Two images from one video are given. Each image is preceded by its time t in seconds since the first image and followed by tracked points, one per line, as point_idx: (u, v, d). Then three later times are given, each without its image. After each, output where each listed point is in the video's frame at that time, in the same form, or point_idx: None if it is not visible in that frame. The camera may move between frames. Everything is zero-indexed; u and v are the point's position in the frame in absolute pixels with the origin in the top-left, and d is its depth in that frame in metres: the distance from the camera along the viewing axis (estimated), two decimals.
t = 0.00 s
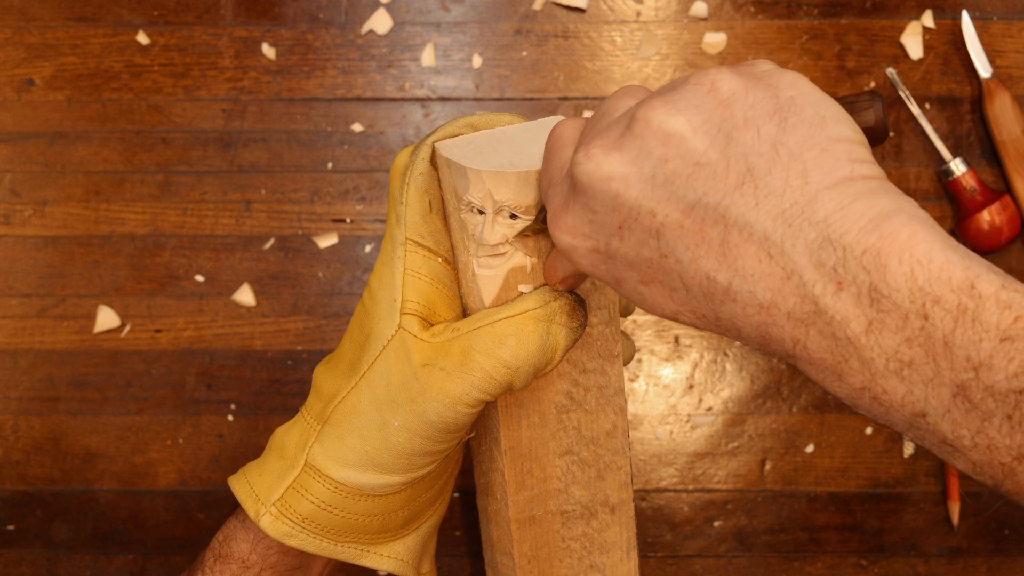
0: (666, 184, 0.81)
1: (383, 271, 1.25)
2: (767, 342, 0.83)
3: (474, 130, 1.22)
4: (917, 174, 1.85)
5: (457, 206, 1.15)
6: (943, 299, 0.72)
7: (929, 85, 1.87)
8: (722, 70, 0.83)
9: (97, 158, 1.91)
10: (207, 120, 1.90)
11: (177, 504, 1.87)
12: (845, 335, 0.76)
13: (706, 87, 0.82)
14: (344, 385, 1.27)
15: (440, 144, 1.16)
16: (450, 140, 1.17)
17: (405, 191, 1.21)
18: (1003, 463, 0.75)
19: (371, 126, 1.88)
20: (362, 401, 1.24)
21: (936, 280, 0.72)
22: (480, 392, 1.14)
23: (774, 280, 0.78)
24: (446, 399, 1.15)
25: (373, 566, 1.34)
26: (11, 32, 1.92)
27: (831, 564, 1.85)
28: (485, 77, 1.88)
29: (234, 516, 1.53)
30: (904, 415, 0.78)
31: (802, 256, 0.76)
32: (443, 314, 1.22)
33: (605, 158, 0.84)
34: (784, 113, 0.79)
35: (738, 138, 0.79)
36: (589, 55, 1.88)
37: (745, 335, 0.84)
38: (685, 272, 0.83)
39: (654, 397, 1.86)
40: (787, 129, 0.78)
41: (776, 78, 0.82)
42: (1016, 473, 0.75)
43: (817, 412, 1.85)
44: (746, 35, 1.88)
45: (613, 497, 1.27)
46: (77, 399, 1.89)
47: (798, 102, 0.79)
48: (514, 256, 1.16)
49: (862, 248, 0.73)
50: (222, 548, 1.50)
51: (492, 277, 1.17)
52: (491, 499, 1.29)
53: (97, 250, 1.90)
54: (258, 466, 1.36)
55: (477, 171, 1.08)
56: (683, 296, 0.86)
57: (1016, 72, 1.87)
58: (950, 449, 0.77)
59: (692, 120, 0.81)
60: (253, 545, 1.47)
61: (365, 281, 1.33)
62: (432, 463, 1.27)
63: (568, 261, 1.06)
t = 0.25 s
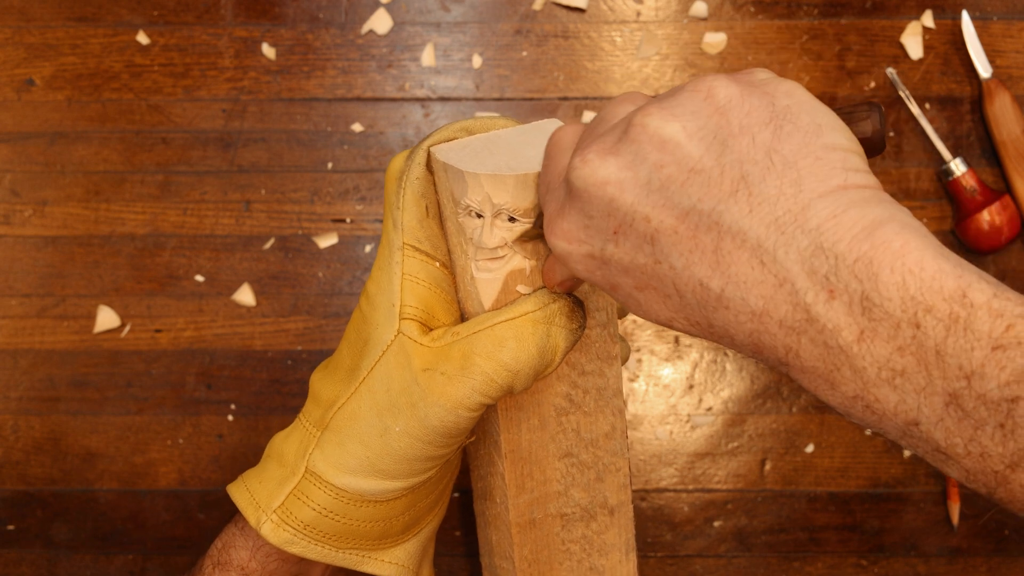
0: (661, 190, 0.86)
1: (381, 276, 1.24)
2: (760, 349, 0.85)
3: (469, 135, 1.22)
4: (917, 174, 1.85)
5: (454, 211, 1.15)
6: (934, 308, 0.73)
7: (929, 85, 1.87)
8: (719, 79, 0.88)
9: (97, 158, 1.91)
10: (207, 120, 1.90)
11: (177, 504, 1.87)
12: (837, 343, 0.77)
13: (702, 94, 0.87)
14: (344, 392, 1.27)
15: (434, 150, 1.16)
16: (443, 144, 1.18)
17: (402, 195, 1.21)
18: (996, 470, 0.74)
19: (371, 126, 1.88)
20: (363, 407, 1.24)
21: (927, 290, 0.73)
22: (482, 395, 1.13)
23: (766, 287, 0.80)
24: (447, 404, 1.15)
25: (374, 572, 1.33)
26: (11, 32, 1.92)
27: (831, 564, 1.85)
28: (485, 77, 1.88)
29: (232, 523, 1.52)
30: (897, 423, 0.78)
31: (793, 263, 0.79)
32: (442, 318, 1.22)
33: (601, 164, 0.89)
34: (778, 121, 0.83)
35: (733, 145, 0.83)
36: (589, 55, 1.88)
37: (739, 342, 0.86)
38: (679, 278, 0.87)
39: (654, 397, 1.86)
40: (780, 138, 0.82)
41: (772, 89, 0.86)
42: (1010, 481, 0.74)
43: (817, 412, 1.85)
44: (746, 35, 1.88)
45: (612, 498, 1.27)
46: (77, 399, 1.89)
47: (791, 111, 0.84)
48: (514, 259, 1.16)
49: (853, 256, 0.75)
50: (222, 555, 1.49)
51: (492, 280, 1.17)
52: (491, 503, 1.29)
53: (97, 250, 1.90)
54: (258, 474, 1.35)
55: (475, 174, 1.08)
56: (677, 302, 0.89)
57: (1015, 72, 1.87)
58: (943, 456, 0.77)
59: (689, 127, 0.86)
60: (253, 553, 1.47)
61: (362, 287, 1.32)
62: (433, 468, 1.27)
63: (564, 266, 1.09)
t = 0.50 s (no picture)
0: (665, 200, 0.84)
1: (384, 280, 1.24)
2: (765, 360, 0.83)
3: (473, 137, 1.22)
4: (917, 174, 1.85)
5: (459, 214, 1.16)
6: (941, 322, 0.72)
7: (929, 85, 1.87)
8: (724, 86, 0.86)
9: (97, 158, 1.91)
10: (207, 120, 1.90)
11: (177, 504, 1.87)
12: (844, 357, 0.77)
13: (707, 102, 0.85)
14: (349, 396, 1.26)
15: (439, 152, 1.17)
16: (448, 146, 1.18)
17: (406, 199, 1.21)
18: (1003, 484, 0.74)
19: (371, 127, 1.88)
20: (367, 412, 1.23)
21: (935, 303, 0.72)
22: (488, 400, 1.13)
23: (772, 300, 0.79)
24: (453, 408, 1.14)
25: None
26: (11, 32, 1.92)
27: (831, 564, 1.85)
28: (485, 77, 1.88)
29: (234, 528, 1.52)
30: (904, 436, 0.78)
31: (801, 277, 0.77)
32: (447, 322, 1.23)
33: (605, 173, 0.87)
34: (786, 131, 0.81)
35: (739, 155, 0.81)
36: (589, 55, 1.88)
37: (744, 353, 0.85)
38: (684, 289, 0.85)
39: (654, 397, 1.86)
40: (787, 148, 0.80)
41: (778, 96, 0.84)
42: (1017, 494, 0.74)
43: (817, 412, 1.85)
44: (746, 35, 1.88)
45: (616, 500, 1.28)
46: (77, 399, 1.89)
47: (798, 121, 0.82)
48: (520, 262, 1.16)
49: (860, 269, 0.74)
50: (225, 560, 1.49)
51: (497, 283, 1.16)
52: (495, 505, 1.30)
53: (97, 250, 1.90)
54: (262, 479, 1.34)
55: (481, 177, 1.09)
56: (682, 313, 0.88)
57: (1016, 72, 1.87)
58: (950, 470, 0.77)
59: (694, 136, 0.84)
60: (256, 557, 1.47)
61: (366, 290, 1.31)
62: (439, 472, 1.26)
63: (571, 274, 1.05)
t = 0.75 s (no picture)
0: (677, 216, 0.85)
1: (389, 283, 1.22)
2: (774, 375, 0.85)
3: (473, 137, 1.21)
4: (917, 174, 1.85)
5: (464, 214, 1.16)
6: (950, 342, 0.73)
7: (929, 85, 1.87)
8: (737, 101, 0.86)
9: (97, 158, 1.91)
10: (207, 120, 1.90)
11: (177, 504, 1.87)
12: (853, 375, 0.78)
13: (720, 119, 0.85)
14: (357, 400, 1.23)
15: (441, 153, 1.17)
16: (449, 147, 1.19)
17: (408, 201, 1.20)
18: (1013, 502, 0.75)
19: (371, 126, 1.88)
20: (377, 415, 1.21)
21: (944, 324, 0.73)
22: (500, 400, 1.13)
23: (782, 318, 0.80)
24: (465, 410, 1.13)
25: None
26: (11, 32, 1.92)
27: (831, 564, 1.85)
28: (486, 77, 1.88)
29: (239, 533, 1.49)
30: (914, 453, 0.79)
31: (811, 296, 0.79)
32: (453, 324, 1.22)
33: (617, 186, 0.88)
34: (798, 150, 0.82)
35: (752, 174, 0.82)
36: (589, 55, 1.88)
37: (754, 368, 0.87)
38: (694, 304, 0.86)
39: (654, 397, 1.86)
40: (799, 167, 0.81)
41: (791, 113, 0.85)
42: None
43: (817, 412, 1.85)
44: (746, 35, 1.88)
45: (623, 497, 1.28)
46: (77, 399, 1.89)
47: (810, 139, 0.82)
48: (526, 261, 1.17)
49: (870, 290, 0.76)
50: (231, 565, 1.46)
51: (504, 283, 1.18)
52: (500, 506, 1.29)
53: (97, 250, 1.90)
54: (269, 486, 1.31)
55: (486, 178, 1.10)
56: (691, 326, 0.89)
57: (1015, 72, 1.87)
58: (960, 487, 0.78)
59: (707, 152, 0.84)
60: (264, 563, 1.44)
61: (370, 292, 1.29)
62: (449, 475, 1.25)
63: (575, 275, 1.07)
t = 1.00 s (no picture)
0: (683, 215, 0.84)
1: (395, 282, 1.22)
2: (779, 373, 0.86)
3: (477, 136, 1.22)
4: (917, 174, 1.85)
5: (470, 212, 1.16)
6: (957, 340, 0.74)
7: (929, 85, 1.87)
8: (743, 97, 0.85)
9: (97, 158, 1.91)
10: (207, 120, 1.90)
11: (177, 504, 1.87)
12: (859, 374, 0.79)
13: (727, 115, 0.84)
14: (363, 401, 1.23)
15: (446, 151, 1.17)
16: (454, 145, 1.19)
17: (414, 199, 1.20)
18: (1019, 499, 0.76)
19: (371, 126, 1.88)
20: (384, 415, 1.20)
21: (951, 322, 0.74)
22: (508, 397, 1.13)
23: (788, 317, 0.80)
24: (473, 408, 1.14)
25: None
26: (11, 32, 1.91)
27: (831, 564, 1.85)
28: (485, 77, 1.88)
29: (245, 533, 1.48)
30: (920, 451, 0.80)
31: (817, 295, 0.78)
32: (460, 323, 1.21)
33: (624, 185, 0.87)
34: (805, 147, 0.81)
35: (758, 173, 0.81)
36: (589, 55, 1.88)
37: (759, 366, 0.87)
38: (700, 302, 0.86)
39: (654, 397, 1.86)
40: (806, 165, 0.80)
41: (798, 109, 0.84)
42: None
43: (817, 412, 1.85)
44: (746, 34, 1.88)
45: (626, 494, 1.29)
46: (77, 399, 1.89)
47: (817, 137, 0.81)
48: (533, 258, 1.16)
49: (876, 288, 0.76)
50: (237, 566, 1.45)
51: (511, 281, 1.17)
52: (505, 505, 1.29)
53: (97, 250, 1.90)
54: (276, 487, 1.31)
55: (493, 174, 1.09)
56: (697, 324, 0.89)
57: (1016, 72, 1.87)
58: (966, 484, 0.79)
59: (713, 150, 0.83)
60: (269, 564, 1.43)
61: (375, 292, 1.29)
62: (457, 474, 1.25)
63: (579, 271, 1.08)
